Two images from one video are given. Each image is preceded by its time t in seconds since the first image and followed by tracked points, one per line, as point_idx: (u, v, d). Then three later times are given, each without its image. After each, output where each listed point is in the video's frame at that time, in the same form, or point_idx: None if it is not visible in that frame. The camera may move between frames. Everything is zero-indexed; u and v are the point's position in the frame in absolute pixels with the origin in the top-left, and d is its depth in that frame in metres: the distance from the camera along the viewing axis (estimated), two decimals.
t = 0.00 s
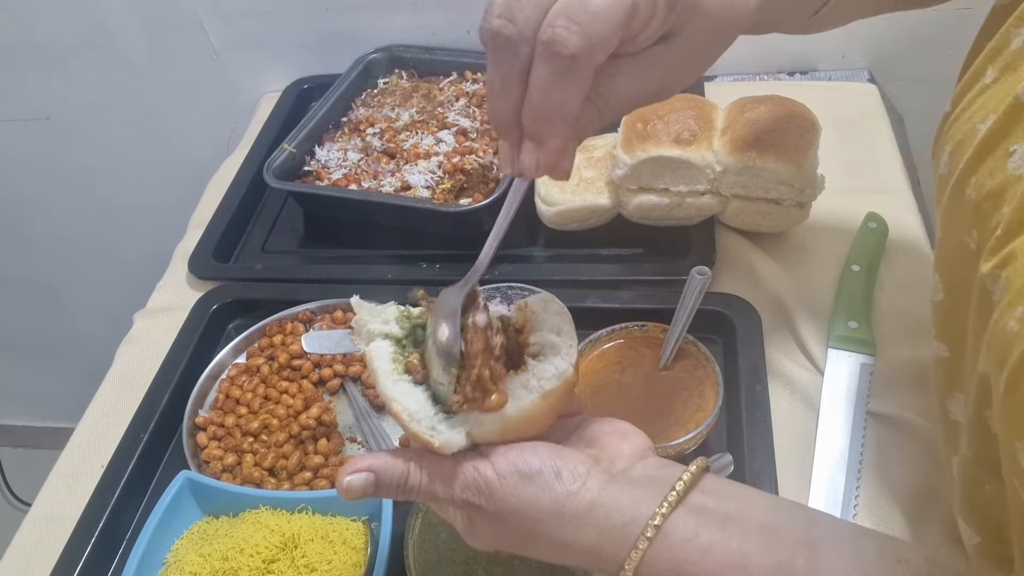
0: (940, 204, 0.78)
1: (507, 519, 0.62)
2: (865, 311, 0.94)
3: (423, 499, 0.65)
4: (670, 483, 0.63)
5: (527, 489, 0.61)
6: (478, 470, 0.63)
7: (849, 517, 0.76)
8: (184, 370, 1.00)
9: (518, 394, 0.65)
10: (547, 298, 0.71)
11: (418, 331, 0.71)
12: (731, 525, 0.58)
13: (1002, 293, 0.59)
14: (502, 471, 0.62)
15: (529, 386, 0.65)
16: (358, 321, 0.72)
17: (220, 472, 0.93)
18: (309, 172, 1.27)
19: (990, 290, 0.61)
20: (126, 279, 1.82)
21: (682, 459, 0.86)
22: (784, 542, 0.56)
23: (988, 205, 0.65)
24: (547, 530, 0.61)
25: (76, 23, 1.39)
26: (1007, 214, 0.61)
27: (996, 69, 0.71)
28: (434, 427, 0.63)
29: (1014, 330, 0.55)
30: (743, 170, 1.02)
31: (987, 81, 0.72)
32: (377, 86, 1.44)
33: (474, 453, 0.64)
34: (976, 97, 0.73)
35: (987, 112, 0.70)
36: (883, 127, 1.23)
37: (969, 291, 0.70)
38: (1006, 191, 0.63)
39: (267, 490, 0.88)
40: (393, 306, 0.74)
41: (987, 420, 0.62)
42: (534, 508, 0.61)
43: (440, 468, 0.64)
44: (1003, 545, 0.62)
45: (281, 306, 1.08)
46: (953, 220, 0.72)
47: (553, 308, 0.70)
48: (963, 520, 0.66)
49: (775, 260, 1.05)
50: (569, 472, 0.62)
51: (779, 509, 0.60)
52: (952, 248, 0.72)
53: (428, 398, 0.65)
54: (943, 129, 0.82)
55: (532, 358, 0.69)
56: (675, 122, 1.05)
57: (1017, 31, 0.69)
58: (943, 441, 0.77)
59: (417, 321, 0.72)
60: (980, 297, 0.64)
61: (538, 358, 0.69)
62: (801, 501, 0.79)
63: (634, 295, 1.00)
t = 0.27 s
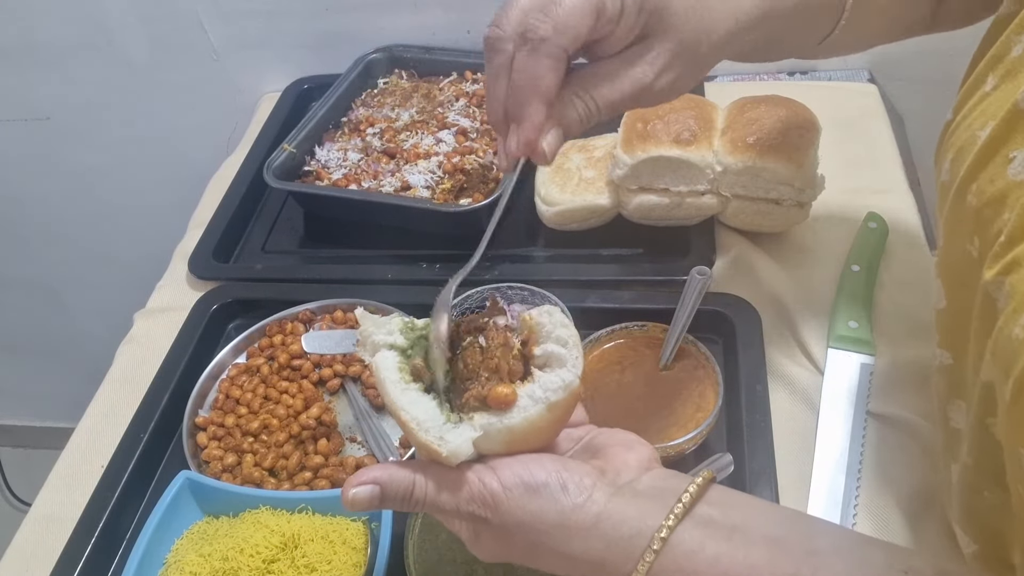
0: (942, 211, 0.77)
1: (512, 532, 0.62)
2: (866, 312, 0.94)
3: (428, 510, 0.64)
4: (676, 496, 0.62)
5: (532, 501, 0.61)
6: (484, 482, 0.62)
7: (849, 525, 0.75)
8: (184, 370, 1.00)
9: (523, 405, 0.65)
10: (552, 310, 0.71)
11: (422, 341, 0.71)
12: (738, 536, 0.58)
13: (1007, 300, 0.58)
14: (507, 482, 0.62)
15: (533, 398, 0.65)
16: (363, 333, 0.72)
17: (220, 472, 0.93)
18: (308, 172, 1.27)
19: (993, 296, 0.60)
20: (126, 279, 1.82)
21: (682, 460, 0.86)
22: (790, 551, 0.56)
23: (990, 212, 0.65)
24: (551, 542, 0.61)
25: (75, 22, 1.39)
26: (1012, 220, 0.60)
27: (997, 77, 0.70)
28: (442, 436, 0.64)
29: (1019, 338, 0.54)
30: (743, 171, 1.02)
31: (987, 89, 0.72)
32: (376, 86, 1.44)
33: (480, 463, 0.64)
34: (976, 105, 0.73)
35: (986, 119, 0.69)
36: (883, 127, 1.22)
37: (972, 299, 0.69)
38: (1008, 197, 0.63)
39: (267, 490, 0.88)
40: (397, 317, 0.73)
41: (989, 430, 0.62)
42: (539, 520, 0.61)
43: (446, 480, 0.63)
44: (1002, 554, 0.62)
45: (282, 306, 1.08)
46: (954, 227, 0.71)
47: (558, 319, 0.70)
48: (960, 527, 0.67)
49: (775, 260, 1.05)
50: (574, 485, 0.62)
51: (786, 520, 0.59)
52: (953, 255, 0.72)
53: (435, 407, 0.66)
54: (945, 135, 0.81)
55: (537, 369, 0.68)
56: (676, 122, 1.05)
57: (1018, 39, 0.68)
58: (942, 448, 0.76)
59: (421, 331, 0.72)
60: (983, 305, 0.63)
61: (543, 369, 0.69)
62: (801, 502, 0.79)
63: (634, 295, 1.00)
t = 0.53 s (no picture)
0: (945, 218, 0.77)
1: (514, 534, 0.62)
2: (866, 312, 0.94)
3: (429, 510, 0.65)
4: (681, 500, 0.62)
5: (535, 504, 0.62)
6: (486, 483, 0.63)
7: (849, 525, 0.75)
8: (184, 370, 1.00)
9: (528, 405, 0.65)
10: (559, 309, 0.72)
11: (425, 337, 0.72)
12: (744, 541, 0.57)
13: (1013, 304, 0.58)
14: (510, 483, 0.62)
15: (539, 398, 0.66)
16: (365, 326, 0.71)
17: (220, 472, 0.93)
18: (309, 172, 1.27)
19: (1000, 300, 0.60)
20: (126, 278, 1.82)
21: (682, 460, 0.86)
22: (795, 555, 0.56)
23: (993, 216, 0.64)
24: (553, 545, 0.61)
25: (75, 22, 1.39)
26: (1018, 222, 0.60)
27: (999, 84, 0.70)
28: (445, 434, 0.64)
29: None
30: (743, 171, 1.02)
31: (989, 97, 0.71)
32: (377, 86, 1.44)
33: (482, 464, 0.65)
34: (978, 111, 0.72)
35: (988, 125, 0.69)
36: (883, 127, 1.22)
37: (976, 304, 0.69)
38: (1010, 202, 0.63)
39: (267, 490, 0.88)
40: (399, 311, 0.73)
41: (993, 437, 0.61)
42: (542, 523, 0.61)
43: (448, 480, 0.64)
44: (1003, 560, 0.63)
45: (282, 306, 1.08)
46: (957, 233, 0.71)
47: (565, 318, 0.70)
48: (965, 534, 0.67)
49: (774, 260, 1.05)
50: (579, 487, 0.62)
51: (792, 524, 0.59)
52: (957, 261, 0.72)
53: (439, 404, 0.66)
54: (945, 144, 0.81)
55: (543, 369, 0.69)
56: (676, 122, 1.05)
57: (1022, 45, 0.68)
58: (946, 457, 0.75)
59: (424, 327, 0.72)
60: (989, 311, 0.62)
61: (548, 369, 0.69)
62: (801, 503, 0.79)
63: (634, 295, 1.00)
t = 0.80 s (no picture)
0: (948, 217, 0.76)
1: (524, 517, 0.62)
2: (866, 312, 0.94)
3: (441, 483, 0.64)
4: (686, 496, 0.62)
5: (547, 491, 0.61)
6: (500, 464, 0.62)
7: (849, 524, 0.75)
8: (184, 369, 1.01)
9: (544, 389, 0.64)
10: (580, 296, 0.72)
11: (438, 321, 0.72)
12: (750, 538, 0.57)
13: (1015, 302, 0.58)
14: (524, 467, 0.62)
15: (556, 382, 0.65)
16: (381, 305, 0.72)
17: (220, 472, 0.93)
18: (309, 172, 1.27)
19: (1002, 298, 0.60)
20: (126, 279, 1.82)
21: (682, 459, 0.86)
22: (799, 552, 0.56)
23: (994, 216, 0.64)
24: (561, 535, 0.61)
25: (76, 22, 1.39)
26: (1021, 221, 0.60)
27: (1003, 82, 0.70)
28: (458, 413, 0.63)
29: None
30: (743, 171, 1.02)
31: (992, 95, 0.71)
32: (377, 86, 1.44)
33: (497, 447, 0.63)
34: (982, 109, 0.72)
35: (991, 123, 0.69)
36: (882, 127, 1.23)
37: (979, 303, 0.68)
38: (1013, 200, 0.63)
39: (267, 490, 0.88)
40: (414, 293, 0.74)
41: (996, 434, 0.61)
42: (554, 511, 0.61)
43: (463, 455, 0.63)
44: (1007, 556, 0.62)
45: (282, 306, 1.08)
46: (959, 232, 0.71)
47: (585, 306, 0.71)
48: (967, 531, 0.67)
49: (774, 261, 1.04)
50: (591, 479, 0.62)
51: (797, 521, 0.59)
52: (959, 260, 0.72)
53: (451, 382, 0.65)
54: (950, 140, 0.80)
55: (560, 354, 0.69)
56: (676, 122, 1.05)
57: None
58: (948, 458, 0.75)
59: (437, 312, 0.73)
60: (992, 309, 0.62)
61: (567, 354, 0.69)
62: (801, 504, 0.79)
63: (635, 295, 1.00)
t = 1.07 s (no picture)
0: (948, 218, 0.76)
1: (522, 516, 0.62)
2: (866, 312, 0.94)
3: (437, 483, 0.63)
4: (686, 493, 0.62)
5: (546, 488, 0.61)
6: (498, 461, 0.62)
7: (849, 520, 0.76)
8: (184, 369, 1.01)
9: (543, 385, 0.64)
10: (574, 292, 0.72)
11: (431, 320, 0.72)
12: (751, 533, 0.57)
13: (1015, 304, 0.58)
14: (522, 464, 0.62)
15: (554, 378, 0.65)
16: (374, 304, 0.72)
17: (220, 472, 0.93)
18: (309, 172, 1.27)
19: (1002, 299, 0.60)
20: (126, 279, 1.82)
21: (682, 460, 0.86)
22: (800, 551, 0.56)
23: (993, 217, 0.65)
24: (560, 532, 0.61)
25: (76, 23, 1.39)
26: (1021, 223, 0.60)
27: (1002, 83, 0.70)
28: (456, 409, 0.62)
29: None
30: (743, 171, 1.02)
31: (991, 96, 0.71)
32: (377, 86, 1.44)
33: (494, 443, 0.63)
34: (980, 110, 0.72)
35: (990, 124, 0.69)
36: (882, 126, 1.23)
37: (979, 305, 0.68)
38: (1012, 201, 0.63)
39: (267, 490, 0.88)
40: (406, 292, 0.73)
41: (996, 437, 0.61)
42: (553, 508, 0.61)
43: (461, 454, 0.63)
44: (1007, 558, 0.62)
45: (282, 306, 1.08)
46: (959, 233, 0.71)
47: (581, 301, 0.70)
48: (966, 532, 0.67)
49: (774, 260, 1.04)
50: (589, 474, 0.62)
51: (797, 518, 0.59)
52: (959, 261, 0.71)
53: (447, 379, 0.65)
54: (948, 141, 0.80)
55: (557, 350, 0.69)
56: (676, 122, 1.05)
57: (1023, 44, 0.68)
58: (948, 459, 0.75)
59: (430, 310, 0.72)
60: (992, 312, 0.62)
61: (563, 350, 0.69)
62: (801, 504, 0.79)
63: (635, 295, 1.00)
